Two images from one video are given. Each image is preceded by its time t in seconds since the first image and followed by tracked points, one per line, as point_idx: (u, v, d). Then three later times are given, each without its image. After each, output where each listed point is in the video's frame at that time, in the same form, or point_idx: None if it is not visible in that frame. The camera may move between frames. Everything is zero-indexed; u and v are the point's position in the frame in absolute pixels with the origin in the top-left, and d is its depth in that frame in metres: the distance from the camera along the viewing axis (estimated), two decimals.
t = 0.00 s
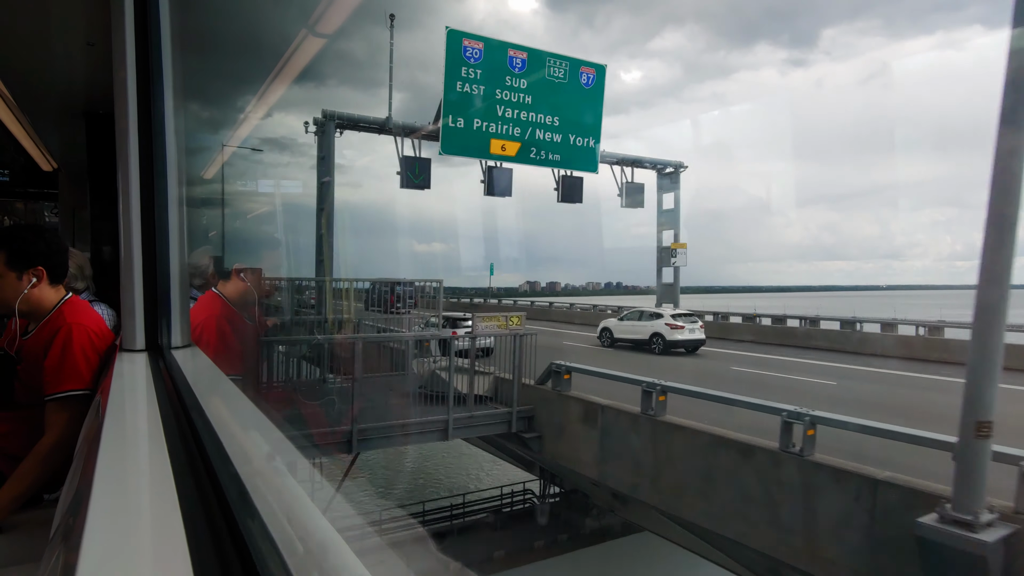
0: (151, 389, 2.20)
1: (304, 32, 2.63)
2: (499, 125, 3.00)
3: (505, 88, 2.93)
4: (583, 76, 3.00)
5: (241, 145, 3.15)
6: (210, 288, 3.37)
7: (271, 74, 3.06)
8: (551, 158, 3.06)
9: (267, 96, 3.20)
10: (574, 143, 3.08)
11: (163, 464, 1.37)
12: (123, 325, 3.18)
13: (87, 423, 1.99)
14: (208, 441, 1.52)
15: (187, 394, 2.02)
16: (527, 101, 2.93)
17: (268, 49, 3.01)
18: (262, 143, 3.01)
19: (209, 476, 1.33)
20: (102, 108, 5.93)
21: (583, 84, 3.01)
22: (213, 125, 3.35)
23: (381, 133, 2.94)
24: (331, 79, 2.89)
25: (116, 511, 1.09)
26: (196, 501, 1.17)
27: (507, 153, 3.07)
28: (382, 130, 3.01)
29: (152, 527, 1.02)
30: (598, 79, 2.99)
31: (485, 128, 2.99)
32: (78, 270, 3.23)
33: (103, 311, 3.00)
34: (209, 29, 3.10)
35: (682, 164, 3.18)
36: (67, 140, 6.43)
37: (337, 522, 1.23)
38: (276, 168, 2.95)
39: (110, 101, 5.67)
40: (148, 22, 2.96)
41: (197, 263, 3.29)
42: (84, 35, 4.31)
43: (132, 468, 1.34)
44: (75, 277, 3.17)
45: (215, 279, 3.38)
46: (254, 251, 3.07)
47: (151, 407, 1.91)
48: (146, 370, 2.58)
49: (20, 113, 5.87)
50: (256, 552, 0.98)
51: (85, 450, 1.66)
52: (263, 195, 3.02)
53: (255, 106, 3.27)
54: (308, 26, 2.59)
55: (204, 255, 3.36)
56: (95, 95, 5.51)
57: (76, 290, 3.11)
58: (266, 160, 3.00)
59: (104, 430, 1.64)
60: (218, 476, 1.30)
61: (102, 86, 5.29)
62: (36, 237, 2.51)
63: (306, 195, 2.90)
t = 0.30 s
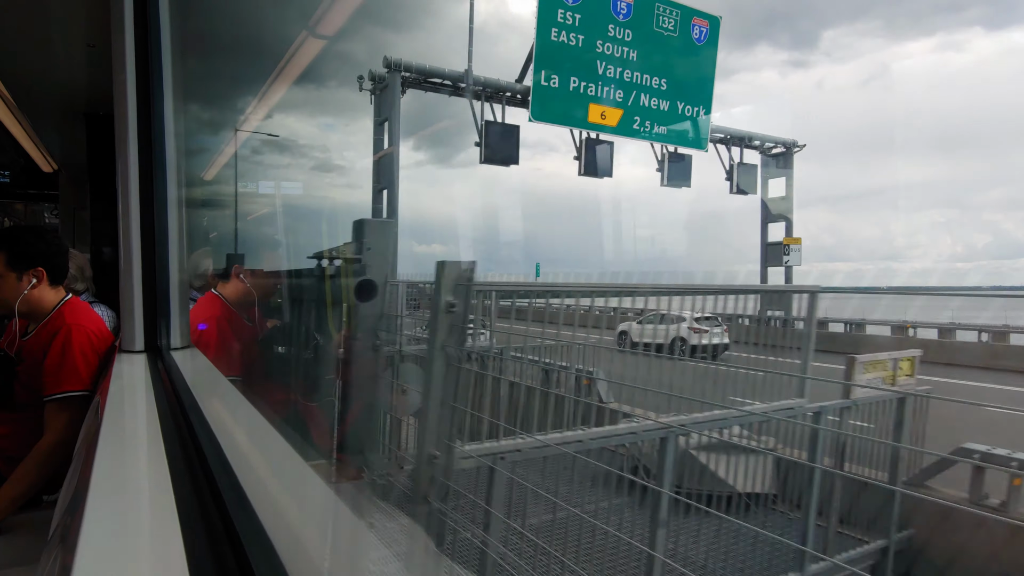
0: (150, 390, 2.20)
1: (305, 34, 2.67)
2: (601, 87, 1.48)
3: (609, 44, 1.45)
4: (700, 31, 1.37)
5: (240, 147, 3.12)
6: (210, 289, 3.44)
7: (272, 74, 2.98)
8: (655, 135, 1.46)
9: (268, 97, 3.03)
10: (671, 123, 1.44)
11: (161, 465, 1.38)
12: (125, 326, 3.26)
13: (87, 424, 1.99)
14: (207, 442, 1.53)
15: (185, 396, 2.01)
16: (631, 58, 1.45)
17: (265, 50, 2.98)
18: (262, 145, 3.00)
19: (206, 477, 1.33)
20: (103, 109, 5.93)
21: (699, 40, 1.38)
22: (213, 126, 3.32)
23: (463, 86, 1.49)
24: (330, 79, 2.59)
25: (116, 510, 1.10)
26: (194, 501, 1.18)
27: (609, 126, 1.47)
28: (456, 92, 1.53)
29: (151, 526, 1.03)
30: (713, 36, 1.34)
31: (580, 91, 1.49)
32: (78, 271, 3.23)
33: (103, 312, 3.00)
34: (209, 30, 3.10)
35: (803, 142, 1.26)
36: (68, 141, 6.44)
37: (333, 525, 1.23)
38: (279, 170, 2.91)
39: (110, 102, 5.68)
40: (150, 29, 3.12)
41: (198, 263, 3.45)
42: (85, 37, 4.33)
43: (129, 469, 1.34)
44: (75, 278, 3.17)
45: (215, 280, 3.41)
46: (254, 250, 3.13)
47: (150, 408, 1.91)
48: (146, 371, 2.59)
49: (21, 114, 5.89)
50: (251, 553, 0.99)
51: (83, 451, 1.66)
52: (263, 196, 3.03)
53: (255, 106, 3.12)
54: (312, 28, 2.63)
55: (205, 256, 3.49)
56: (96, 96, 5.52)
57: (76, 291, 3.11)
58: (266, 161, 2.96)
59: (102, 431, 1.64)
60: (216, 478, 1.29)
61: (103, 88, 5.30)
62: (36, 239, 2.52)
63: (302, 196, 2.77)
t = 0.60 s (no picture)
0: (150, 393, 2.19)
1: (305, 36, 2.76)
2: None
3: None
4: None
5: (240, 149, 3.16)
6: (210, 291, 3.46)
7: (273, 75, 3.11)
8: (831, 88, 0.68)
9: (267, 98, 3.18)
10: (846, 74, 0.67)
11: (160, 466, 1.37)
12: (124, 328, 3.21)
13: (87, 426, 1.99)
14: (206, 442, 1.53)
15: (185, 397, 2.02)
16: None
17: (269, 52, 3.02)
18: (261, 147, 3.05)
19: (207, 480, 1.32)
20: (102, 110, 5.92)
21: None
22: (212, 127, 3.36)
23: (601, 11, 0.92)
24: (332, 82, 2.74)
25: (115, 514, 1.09)
26: (195, 501, 1.18)
27: (774, 76, 0.72)
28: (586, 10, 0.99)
29: (151, 526, 1.03)
30: None
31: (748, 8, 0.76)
32: (78, 273, 3.22)
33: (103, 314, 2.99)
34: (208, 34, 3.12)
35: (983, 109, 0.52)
36: (69, 142, 6.44)
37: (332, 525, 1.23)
38: (277, 172, 2.97)
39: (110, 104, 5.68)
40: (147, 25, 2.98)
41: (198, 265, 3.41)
42: (84, 39, 4.33)
43: (129, 472, 1.33)
44: (75, 280, 3.17)
45: (215, 282, 3.46)
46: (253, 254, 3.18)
47: (151, 410, 1.90)
48: (146, 373, 2.59)
49: (21, 116, 5.88)
50: (253, 555, 0.99)
51: (84, 454, 1.65)
52: (264, 198, 3.04)
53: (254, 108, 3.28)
54: (309, 29, 2.70)
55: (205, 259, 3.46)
56: (96, 98, 5.52)
57: (76, 292, 3.10)
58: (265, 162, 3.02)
59: (102, 434, 1.63)
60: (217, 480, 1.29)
61: (102, 88, 5.30)
62: (36, 241, 2.51)
63: (302, 197, 2.81)
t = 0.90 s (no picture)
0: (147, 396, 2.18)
1: (304, 39, 2.71)
2: None
3: None
4: None
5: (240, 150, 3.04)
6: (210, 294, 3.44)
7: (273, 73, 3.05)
8: None
9: (268, 100, 3.07)
10: None
11: (155, 472, 1.35)
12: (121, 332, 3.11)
13: (85, 430, 1.97)
14: (201, 449, 1.51)
15: (181, 400, 2.03)
16: None
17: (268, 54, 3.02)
18: (258, 148, 3.03)
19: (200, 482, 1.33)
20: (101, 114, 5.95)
21: None
22: (213, 129, 3.41)
23: None
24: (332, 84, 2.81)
25: (110, 515, 1.09)
26: (188, 508, 1.16)
27: None
28: None
29: (142, 534, 1.01)
30: None
31: None
32: (77, 275, 3.22)
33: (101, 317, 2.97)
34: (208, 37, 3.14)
35: None
36: (68, 146, 6.46)
37: (325, 529, 1.21)
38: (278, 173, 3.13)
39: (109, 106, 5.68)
40: (145, 23, 2.89)
41: (197, 268, 3.26)
42: (83, 42, 4.34)
43: (125, 475, 1.33)
44: (74, 282, 3.17)
45: (214, 284, 3.42)
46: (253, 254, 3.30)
47: (147, 414, 1.91)
48: (143, 377, 2.57)
49: (21, 120, 5.90)
50: (242, 561, 0.97)
51: (79, 459, 1.64)
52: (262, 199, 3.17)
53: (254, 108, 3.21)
54: (309, 32, 2.65)
55: (202, 261, 3.32)
56: (95, 100, 5.52)
57: (75, 295, 3.10)
58: (264, 164, 3.05)
59: (98, 439, 1.62)
60: (208, 482, 1.29)
61: (101, 92, 5.32)
62: (35, 244, 2.49)
63: (303, 200, 3.04)
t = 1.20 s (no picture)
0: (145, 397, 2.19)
1: (303, 41, 2.69)
2: None
3: None
4: None
5: (240, 151, 3.19)
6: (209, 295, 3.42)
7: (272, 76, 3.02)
8: None
9: (267, 100, 3.09)
10: None
11: (154, 472, 1.36)
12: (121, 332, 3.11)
13: (83, 431, 1.97)
14: (199, 449, 1.52)
15: (179, 401, 2.03)
16: None
17: (266, 55, 3.01)
18: (258, 149, 3.10)
19: (197, 481, 1.33)
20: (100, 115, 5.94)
21: None
22: (212, 130, 3.46)
23: None
24: (331, 84, 2.77)
25: (108, 516, 1.09)
26: (186, 508, 1.17)
27: None
28: None
29: (140, 532, 1.02)
30: None
31: None
32: (76, 276, 3.22)
33: (100, 318, 2.96)
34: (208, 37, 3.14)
35: None
36: (68, 147, 6.45)
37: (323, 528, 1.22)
38: (276, 175, 3.08)
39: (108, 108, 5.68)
40: (144, 25, 2.89)
41: (196, 269, 3.32)
42: (82, 42, 4.32)
43: (123, 476, 1.33)
44: (73, 283, 3.16)
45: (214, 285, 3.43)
46: (253, 254, 3.33)
47: (145, 414, 1.91)
48: (142, 378, 2.57)
49: (21, 120, 5.90)
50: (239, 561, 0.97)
51: (77, 461, 1.63)
52: (262, 200, 3.19)
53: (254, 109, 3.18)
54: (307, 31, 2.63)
55: (201, 262, 3.39)
56: (94, 101, 5.51)
57: (74, 296, 3.10)
58: (264, 165, 3.10)
59: (96, 440, 1.61)
60: (204, 482, 1.30)
61: (100, 93, 5.31)
62: (34, 244, 2.48)
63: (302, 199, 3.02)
